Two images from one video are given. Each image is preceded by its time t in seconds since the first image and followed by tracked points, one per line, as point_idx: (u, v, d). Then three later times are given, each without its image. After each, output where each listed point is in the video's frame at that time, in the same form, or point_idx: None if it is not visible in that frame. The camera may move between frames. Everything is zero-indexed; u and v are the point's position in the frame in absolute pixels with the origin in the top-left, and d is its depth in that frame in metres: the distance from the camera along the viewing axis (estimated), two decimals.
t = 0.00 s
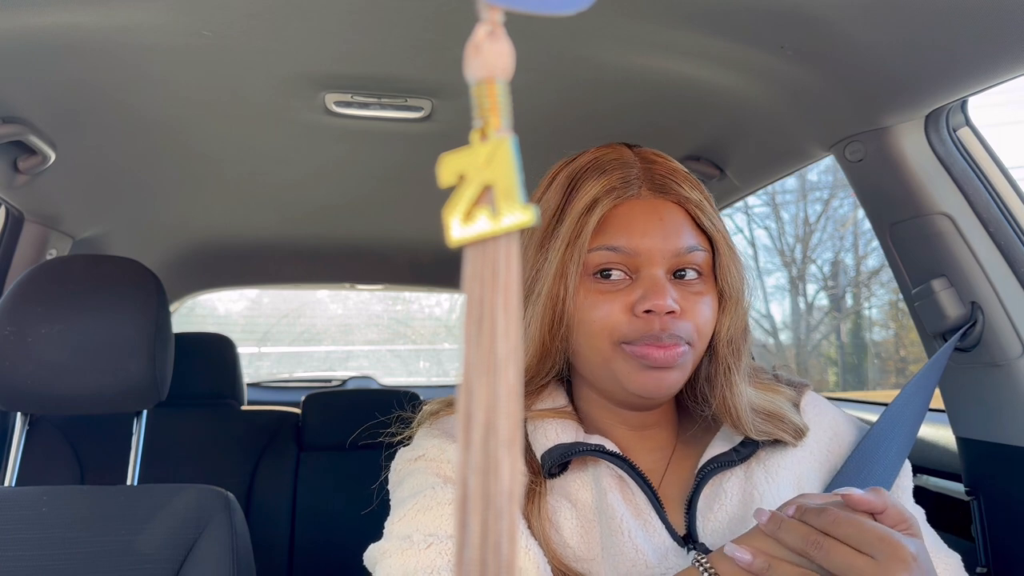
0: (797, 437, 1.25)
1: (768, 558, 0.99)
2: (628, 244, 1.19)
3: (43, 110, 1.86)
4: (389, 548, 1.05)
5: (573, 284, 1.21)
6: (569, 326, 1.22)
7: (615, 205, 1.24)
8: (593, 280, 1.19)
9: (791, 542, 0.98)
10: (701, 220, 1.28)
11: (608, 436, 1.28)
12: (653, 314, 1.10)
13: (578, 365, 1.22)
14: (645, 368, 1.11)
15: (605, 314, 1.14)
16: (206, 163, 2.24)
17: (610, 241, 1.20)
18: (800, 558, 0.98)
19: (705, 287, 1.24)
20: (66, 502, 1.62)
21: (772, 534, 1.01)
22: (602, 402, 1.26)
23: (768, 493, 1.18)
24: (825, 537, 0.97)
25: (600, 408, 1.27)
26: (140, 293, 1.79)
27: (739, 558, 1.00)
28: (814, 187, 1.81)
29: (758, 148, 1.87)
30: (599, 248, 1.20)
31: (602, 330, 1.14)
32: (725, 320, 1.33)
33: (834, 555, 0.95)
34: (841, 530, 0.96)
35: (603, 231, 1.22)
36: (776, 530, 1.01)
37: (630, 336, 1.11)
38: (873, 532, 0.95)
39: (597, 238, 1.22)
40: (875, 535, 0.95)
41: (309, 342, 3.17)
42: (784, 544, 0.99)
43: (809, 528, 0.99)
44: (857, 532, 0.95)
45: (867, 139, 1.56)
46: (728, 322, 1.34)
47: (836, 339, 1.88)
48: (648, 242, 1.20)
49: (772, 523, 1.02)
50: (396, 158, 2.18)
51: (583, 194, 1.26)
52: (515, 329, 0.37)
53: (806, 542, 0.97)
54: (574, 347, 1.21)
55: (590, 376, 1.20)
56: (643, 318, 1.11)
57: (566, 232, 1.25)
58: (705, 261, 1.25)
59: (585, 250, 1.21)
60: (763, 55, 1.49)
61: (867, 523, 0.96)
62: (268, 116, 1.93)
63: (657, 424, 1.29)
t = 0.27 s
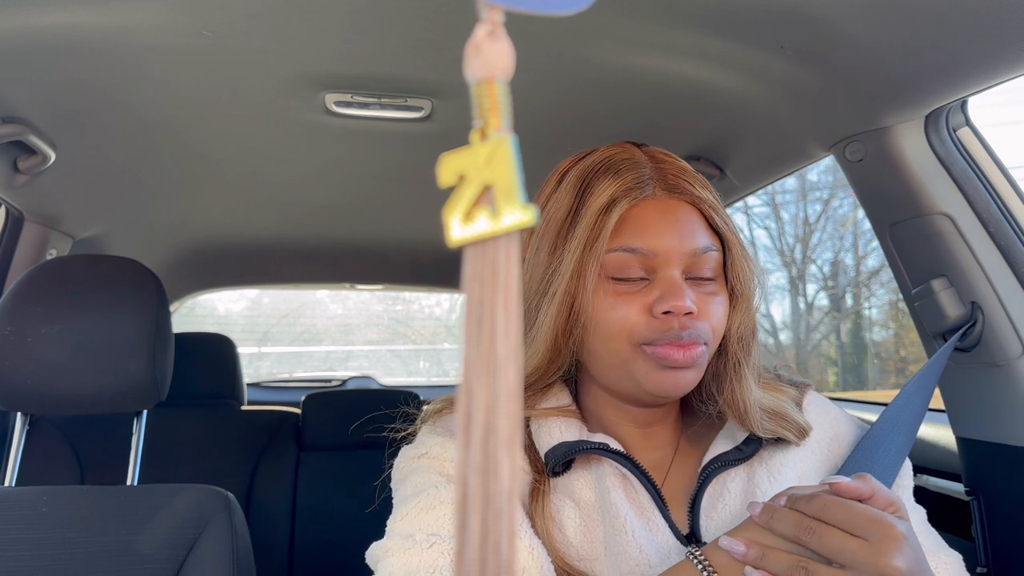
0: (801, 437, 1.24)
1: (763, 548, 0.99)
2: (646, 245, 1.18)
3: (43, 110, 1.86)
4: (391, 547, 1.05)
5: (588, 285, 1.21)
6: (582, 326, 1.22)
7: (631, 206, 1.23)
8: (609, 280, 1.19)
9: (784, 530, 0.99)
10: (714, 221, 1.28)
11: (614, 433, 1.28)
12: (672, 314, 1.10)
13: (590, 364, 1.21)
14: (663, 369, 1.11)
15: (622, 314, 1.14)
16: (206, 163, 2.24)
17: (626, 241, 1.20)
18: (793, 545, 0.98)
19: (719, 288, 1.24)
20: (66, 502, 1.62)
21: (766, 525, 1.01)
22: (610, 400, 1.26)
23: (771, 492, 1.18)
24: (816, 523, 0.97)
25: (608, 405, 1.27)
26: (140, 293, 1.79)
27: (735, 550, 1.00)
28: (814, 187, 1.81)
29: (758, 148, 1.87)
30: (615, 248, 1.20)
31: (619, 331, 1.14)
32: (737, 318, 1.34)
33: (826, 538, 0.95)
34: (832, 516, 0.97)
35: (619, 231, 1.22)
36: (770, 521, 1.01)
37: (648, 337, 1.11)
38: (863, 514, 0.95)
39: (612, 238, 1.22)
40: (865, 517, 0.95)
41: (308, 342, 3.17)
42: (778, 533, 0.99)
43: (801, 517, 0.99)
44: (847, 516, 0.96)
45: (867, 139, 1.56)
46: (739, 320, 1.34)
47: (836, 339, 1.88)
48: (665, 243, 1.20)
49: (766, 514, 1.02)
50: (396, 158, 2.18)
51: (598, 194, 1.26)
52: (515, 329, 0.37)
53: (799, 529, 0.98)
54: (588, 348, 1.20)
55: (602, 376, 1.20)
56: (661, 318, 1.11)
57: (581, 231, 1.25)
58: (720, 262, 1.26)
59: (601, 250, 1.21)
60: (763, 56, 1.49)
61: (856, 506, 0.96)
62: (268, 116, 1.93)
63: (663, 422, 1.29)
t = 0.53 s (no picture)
0: (800, 436, 1.25)
1: (764, 549, 0.99)
2: (648, 242, 1.19)
3: (43, 110, 1.86)
4: (391, 547, 1.05)
5: (590, 281, 1.21)
6: (584, 324, 1.22)
7: (634, 203, 1.24)
8: (611, 278, 1.19)
9: (786, 530, 0.98)
10: (716, 219, 1.29)
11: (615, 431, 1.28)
12: (674, 310, 1.10)
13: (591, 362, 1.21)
14: (663, 366, 1.11)
15: (624, 311, 1.14)
16: (206, 163, 2.24)
17: (628, 238, 1.20)
18: (794, 544, 0.98)
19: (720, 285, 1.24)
20: (66, 501, 1.62)
21: (766, 525, 1.01)
22: (609, 397, 1.26)
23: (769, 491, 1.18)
24: (817, 523, 0.97)
25: (609, 404, 1.27)
26: (140, 293, 1.79)
27: (737, 552, 1.00)
28: (813, 187, 1.82)
29: (758, 148, 1.87)
30: (617, 245, 1.20)
31: (620, 327, 1.14)
32: (737, 317, 1.34)
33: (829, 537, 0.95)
34: (832, 515, 0.97)
35: (621, 229, 1.22)
36: (770, 521, 1.00)
37: (649, 333, 1.11)
38: (863, 512, 0.96)
39: (614, 235, 1.22)
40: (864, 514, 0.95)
41: (308, 342, 3.16)
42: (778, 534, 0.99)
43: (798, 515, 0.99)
44: (848, 515, 0.96)
45: (867, 139, 1.56)
46: (739, 319, 1.34)
47: (836, 339, 1.89)
48: (666, 240, 1.20)
49: (766, 514, 1.01)
50: (396, 158, 2.18)
51: (599, 192, 1.26)
52: (515, 328, 0.37)
53: (798, 528, 0.98)
54: (588, 345, 1.20)
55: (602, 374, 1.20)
56: (663, 314, 1.11)
57: (582, 229, 1.25)
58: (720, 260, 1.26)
59: (602, 247, 1.21)
60: (763, 56, 1.49)
61: (855, 504, 0.97)
62: (268, 116, 1.93)
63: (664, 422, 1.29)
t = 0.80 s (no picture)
0: (799, 435, 1.25)
1: (765, 550, 0.99)
2: (644, 240, 1.19)
3: (43, 110, 1.86)
4: (391, 547, 1.05)
5: (588, 280, 1.21)
6: (581, 322, 1.22)
7: (629, 201, 1.24)
8: (608, 276, 1.19)
9: (786, 530, 0.98)
10: (711, 217, 1.30)
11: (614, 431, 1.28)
12: (670, 306, 1.10)
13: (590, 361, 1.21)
14: (660, 363, 1.11)
15: (621, 308, 1.14)
16: (206, 162, 2.24)
17: (624, 236, 1.20)
18: (794, 544, 0.98)
19: (716, 282, 1.24)
20: (66, 501, 1.62)
21: (766, 525, 1.01)
22: (607, 396, 1.26)
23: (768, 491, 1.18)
24: (818, 522, 0.97)
25: (609, 402, 1.27)
26: (140, 293, 1.79)
27: (738, 554, 0.99)
28: (813, 187, 1.82)
29: (758, 148, 1.87)
30: (613, 243, 1.21)
31: (618, 324, 1.14)
32: (734, 314, 1.34)
33: (829, 537, 0.95)
34: (833, 515, 0.97)
35: (617, 227, 1.22)
36: (770, 521, 1.00)
37: (646, 330, 1.11)
38: (864, 511, 0.96)
39: (610, 233, 1.22)
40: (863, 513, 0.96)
41: (308, 342, 3.16)
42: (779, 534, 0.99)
43: (797, 514, 0.99)
44: (849, 515, 0.96)
45: (867, 139, 1.56)
46: (737, 316, 1.34)
47: (836, 339, 1.89)
48: (662, 237, 1.20)
49: (765, 515, 1.01)
50: (396, 159, 2.18)
51: (595, 191, 1.27)
52: (515, 328, 0.37)
53: (798, 528, 0.98)
54: (586, 344, 1.20)
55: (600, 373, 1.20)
56: (659, 309, 1.11)
57: (579, 229, 1.25)
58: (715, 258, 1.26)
59: (598, 245, 1.21)
60: (763, 56, 1.49)
61: (855, 503, 0.97)
62: (268, 116, 1.93)
63: (662, 422, 1.29)
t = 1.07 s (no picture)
0: (797, 434, 1.25)
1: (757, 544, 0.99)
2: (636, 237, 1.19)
3: (43, 110, 1.86)
4: (391, 548, 1.05)
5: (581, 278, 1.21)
6: (576, 321, 1.22)
7: (621, 199, 1.25)
8: (601, 272, 1.19)
9: (779, 524, 0.98)
10: (703, 215, 1.30)
11: (612, 430, 1.28)
12: (663, 300, 1.10)
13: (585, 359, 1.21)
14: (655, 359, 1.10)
15: (614, 304, 1.14)
16: (206, 162, 2.23)
17: (616, 233, 1.21)
18: (788, 537, 0.98)
19: (709, 278, 1.24)
20: (66, 501, 1.62)
21: (758, 519, 1.01)
22: (602, 395, 1.27)
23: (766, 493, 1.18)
24: (809, 513, 0.97)
25: (606, 402, 1.27)
26: (140, 293, 1.79)
27: (733, 550, 0.99)
28: (813, 187, 1.81)
29: (757, 148, 1.87)
30: (605, 240, 1.21)
31: (611, 321, 1.14)
32: (728, 311, 1.35)
33: (823, 528, 0.95)
34: (824, 505, 0.97)
35: (609, 224, 1.22)
36: (762, 517, 1.00)
37: (640, 326, 1.11)
38: (854, 500, 0.96)
39: (603, 231, 1.22)
40: (854, 502, 0.96)
41: (308, 342, 3.16)
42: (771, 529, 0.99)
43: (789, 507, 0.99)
44: (839, 504, 0.96)
45: (868, 139, 1.56)
46: (731, 313, 1.35)
47: (836, 339, 1.88)
48: (653, 234, 1.20)
49: (757, 510, 1.02)
50: (396, 159, 2.18)
51: (586, 189, 1.27)
52: (516, 328, 0.37)
53: (792, 521, 0.98)
54: (581, 342, 1.20)
55: (596, 371, 1.20)
56: (652, 304, 1.10)
57: (571, 227, 1.25)
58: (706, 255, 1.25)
59: (591, 242, 1.21)
60: (763, 56, 1.49)
61: (845, 493, 0.97)
62: (268, 115, 1.93)
63: (660, 422, 1.29)
